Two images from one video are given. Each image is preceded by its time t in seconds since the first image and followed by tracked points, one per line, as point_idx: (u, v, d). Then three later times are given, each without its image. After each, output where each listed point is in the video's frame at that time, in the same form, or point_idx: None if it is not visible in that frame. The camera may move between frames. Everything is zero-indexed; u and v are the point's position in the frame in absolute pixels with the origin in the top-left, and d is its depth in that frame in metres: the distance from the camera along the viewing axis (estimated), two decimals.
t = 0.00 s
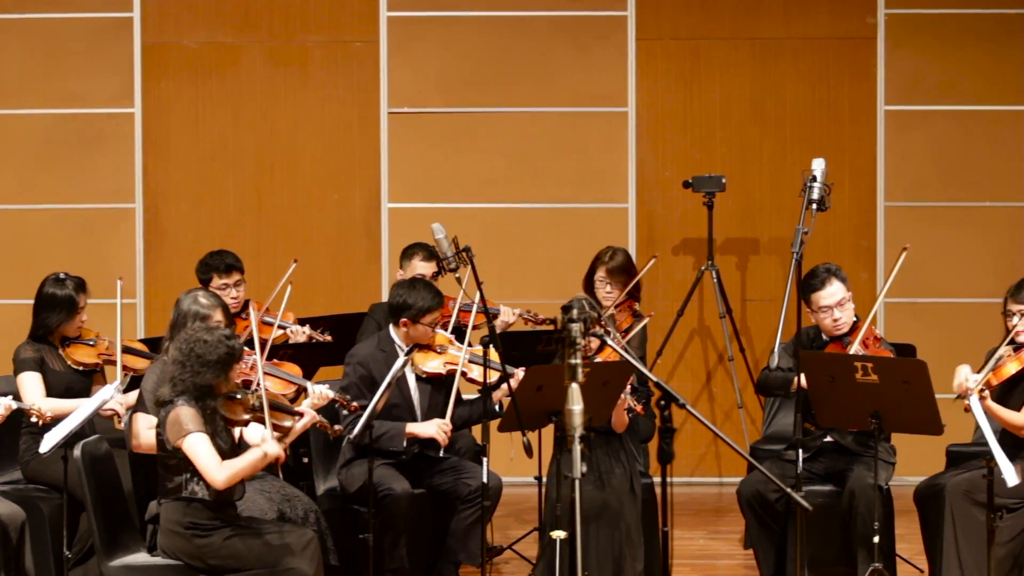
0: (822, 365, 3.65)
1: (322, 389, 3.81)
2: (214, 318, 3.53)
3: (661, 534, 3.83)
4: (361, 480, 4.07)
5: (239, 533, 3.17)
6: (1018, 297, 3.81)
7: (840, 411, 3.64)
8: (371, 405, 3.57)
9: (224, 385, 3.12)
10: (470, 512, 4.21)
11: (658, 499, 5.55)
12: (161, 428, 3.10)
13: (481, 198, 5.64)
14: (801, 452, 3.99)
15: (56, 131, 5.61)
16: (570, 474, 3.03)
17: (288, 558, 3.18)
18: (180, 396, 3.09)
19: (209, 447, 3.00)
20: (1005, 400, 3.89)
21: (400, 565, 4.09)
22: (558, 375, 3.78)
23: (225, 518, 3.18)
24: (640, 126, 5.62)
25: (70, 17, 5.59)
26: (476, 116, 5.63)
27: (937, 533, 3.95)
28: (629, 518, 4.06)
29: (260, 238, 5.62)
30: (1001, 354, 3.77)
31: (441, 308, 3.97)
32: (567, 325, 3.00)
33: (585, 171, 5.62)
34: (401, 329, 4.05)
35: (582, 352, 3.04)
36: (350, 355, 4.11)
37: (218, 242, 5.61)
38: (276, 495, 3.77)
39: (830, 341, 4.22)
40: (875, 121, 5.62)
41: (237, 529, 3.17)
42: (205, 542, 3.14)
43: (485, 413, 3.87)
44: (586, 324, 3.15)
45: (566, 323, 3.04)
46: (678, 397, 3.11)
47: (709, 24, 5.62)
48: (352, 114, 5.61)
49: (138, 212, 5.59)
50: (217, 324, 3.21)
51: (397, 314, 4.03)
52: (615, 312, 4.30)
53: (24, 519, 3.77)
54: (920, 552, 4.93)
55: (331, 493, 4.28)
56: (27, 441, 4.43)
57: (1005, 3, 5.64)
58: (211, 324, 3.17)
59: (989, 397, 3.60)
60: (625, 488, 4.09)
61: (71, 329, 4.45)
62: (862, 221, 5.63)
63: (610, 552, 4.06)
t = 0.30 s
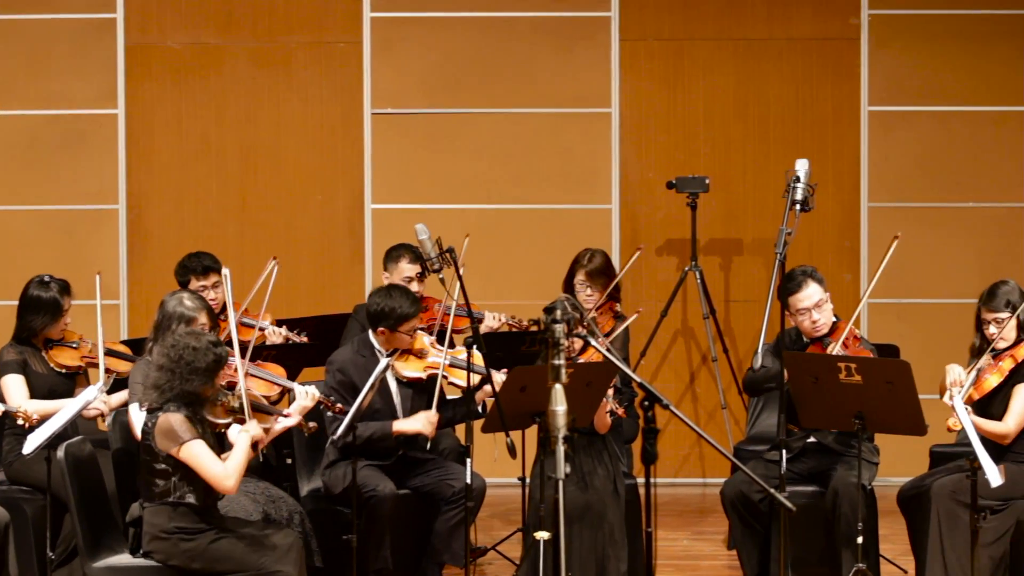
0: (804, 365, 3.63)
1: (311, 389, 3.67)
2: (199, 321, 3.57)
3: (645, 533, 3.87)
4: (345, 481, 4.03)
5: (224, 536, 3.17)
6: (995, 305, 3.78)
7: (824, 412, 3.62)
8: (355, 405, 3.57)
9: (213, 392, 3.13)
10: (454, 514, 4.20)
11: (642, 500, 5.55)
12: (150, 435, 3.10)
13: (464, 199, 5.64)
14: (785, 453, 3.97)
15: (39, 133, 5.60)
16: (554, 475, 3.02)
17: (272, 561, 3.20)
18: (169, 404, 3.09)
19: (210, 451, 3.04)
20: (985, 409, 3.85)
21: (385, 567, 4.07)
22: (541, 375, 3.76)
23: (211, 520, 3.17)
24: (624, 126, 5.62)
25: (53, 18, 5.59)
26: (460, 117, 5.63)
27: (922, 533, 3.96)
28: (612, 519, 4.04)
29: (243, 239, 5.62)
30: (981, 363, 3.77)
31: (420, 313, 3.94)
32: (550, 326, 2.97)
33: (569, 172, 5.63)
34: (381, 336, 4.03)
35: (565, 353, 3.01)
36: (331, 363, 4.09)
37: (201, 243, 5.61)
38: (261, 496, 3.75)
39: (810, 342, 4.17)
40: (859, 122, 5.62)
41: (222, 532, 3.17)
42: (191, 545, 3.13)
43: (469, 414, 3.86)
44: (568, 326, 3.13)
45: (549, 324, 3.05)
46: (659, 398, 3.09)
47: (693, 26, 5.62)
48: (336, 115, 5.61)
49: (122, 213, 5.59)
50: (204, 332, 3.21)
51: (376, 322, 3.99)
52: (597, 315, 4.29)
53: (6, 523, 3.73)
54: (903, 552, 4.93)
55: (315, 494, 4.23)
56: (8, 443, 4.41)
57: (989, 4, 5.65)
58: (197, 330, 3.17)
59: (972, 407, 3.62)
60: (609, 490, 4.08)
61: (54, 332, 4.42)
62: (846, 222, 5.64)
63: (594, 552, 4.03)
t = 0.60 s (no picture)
0: (789, 366, 3.62)
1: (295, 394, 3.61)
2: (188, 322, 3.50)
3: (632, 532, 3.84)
4: (329, 482, 4.02)
5: (210, 537, 3.15)
6: (986, 299, 3.74)
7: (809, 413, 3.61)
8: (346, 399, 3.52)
9: (200, 374, 3.12)
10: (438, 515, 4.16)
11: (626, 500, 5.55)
12: (146, 428, 3.07)
13: (449, 199, 5.64)
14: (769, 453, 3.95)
15: (24, 133, 5.59)
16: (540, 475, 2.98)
17: (259, 564, 3.16)
18: (159, 394, 3.07)
19: (198, 431, 3.00)
20: (969, 404, 3.84)
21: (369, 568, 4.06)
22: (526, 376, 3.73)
23: (197, 520, 3.14)
24: (609, 127, 5.62)
25: (38, 18, 5.58)
26: (444, 117, 5.63)
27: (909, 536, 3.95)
28: (597, 519, 3.99)
29: (227, 239, 5.61)
30: (966, 358, 3.71)
31: (392, 295, 3.99)
32: (534, 325, 2.95)
33: (554, 172, 5.62)
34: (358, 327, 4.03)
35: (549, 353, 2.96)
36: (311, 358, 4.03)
37: (185, 243, 5.61)
38: (245, 497, 3.72)
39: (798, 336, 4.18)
40: (844, 122, 5.62)
41: (209, 533, 3.14)
42: (177, 545, 3.10)
43: (453, 414, 3.83)
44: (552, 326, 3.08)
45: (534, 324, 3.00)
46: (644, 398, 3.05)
47: (677, 26, 5.62)
48: (321, 116, 5.61)
49: (106, 214, 5.59)
50: (185, 323, 3.20)
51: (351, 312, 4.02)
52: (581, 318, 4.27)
53: None
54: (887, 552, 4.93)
55: (300, 495, 4.21)
56: None
57: (973, 4, 5.65)
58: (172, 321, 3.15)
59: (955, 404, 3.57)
60: (594, 490, 4.04)
61: (38, 326, 4.39)
62: (830, 222, 5.63)
63: (578, 553, 3.98)
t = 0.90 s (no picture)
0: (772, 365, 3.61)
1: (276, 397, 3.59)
2: (178, 331, 3.48)
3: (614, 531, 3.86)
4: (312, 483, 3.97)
5: (192, 535, 3.12)
6: (957, 310, 3.66)
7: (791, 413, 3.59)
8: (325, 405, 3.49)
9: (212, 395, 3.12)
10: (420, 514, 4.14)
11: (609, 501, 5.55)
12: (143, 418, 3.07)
13: (432, 200, 5.63)
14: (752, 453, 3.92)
15: (6, 133, 5.59)
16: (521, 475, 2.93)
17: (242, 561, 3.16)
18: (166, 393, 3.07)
19: (211, 433, 3.03)
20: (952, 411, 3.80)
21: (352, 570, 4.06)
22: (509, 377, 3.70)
23: (180, 518, 3.11)
24: (591, 127, 5.61)
25: (20, 18, 5.57)
26: (427, 118, 5.62)
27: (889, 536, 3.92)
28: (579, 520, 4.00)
29: (209, 240, 5.61)
30: (948, 365, 3.73)
31: (376, 299, 3.96)
32: (515, 327, 2.89)
33: (536, 173, 5.62)
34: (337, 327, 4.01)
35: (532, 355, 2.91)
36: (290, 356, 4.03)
37: (167, 244, 5.61)
38: (227, 498, 3.66)
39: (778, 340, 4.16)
40: (826, 122, 5.62)
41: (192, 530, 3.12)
42: (159, 543, 3.07)
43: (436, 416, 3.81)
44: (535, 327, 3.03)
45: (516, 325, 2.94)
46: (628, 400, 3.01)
47: (660, 27, 5.62)
48: (303, 117, 5.60)
49: (88, 214, 5.58)
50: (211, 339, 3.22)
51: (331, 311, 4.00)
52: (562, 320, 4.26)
53: None
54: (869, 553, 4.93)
55: (284, 497, 4.15)
56: None
57: (956, 5, 5.64)
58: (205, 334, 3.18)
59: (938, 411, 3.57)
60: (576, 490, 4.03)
61: (30, 334, 4.35)
62: (813, 223, 5.63)
63: (561, 552, 3.98)
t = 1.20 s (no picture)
0: (756, 365, 3.57)
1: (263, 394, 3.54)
2: (156, 322, 3.46)
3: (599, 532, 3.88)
4: (296, 484, 3.94)
5: (180, 536, 3.11)
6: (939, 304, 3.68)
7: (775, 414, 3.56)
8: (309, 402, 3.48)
9: (200, 385, 3.11)
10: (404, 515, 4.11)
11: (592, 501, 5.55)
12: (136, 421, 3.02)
13: (415, 200, 5.63)
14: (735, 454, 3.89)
15: None
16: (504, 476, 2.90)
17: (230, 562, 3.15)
18: (156, 391, 3.02)
19: (191, 440, 2.97)
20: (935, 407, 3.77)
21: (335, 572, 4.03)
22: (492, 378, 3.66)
23: (170, 518, 3.11)
24: (574, 128, 5.61)
25: (4, 19, 5.57)
26: (410, 118, 5.62)
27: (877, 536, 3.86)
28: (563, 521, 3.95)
29: (193, 240, 5.61)
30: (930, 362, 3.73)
31: (367, 298, 3.92)
32: (500, 326, 2.84)
33: (520, 173, 5.62)
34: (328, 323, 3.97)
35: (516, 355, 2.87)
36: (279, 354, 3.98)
37: (151, 245, 5.61)
38: (210, 498, 3.62)
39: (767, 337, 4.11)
40: (810, 123, 5.62)
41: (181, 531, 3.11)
42: (149, 541, 3.05)
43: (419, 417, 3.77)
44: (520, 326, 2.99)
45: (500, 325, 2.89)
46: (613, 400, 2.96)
47: (644, 27, 5.61)
48: (286, 117, 5.60)
49: (71, 215, 5.57)
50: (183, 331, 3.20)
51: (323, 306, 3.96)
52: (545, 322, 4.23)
53: None
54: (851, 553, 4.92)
55: (266, 497, 4.11)
56: None
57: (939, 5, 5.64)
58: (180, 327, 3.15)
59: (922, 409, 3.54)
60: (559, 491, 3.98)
61: (13, 334, 4.33)
62: (797, 223, 5.63)
63: (545, 553, 3.93)
